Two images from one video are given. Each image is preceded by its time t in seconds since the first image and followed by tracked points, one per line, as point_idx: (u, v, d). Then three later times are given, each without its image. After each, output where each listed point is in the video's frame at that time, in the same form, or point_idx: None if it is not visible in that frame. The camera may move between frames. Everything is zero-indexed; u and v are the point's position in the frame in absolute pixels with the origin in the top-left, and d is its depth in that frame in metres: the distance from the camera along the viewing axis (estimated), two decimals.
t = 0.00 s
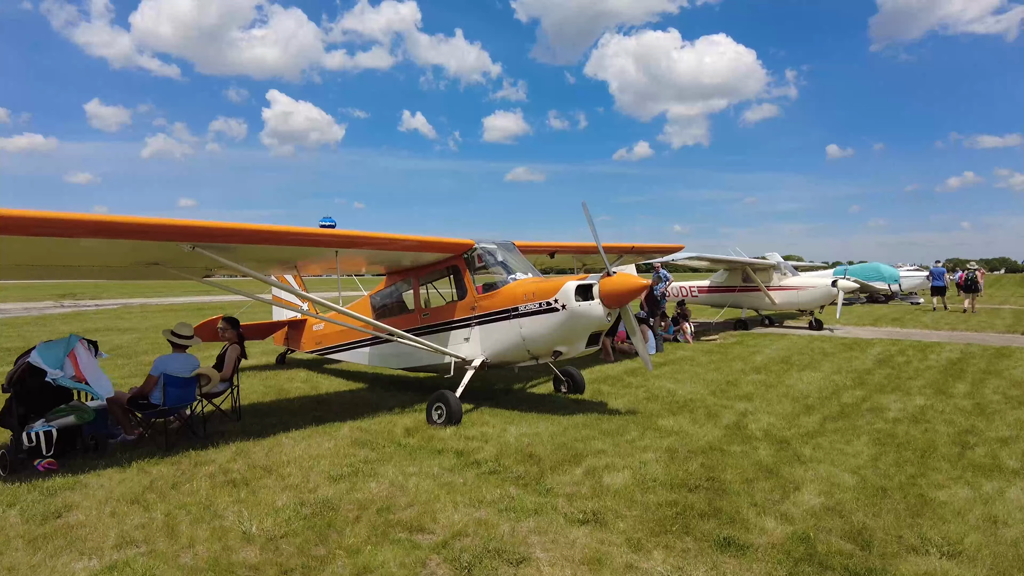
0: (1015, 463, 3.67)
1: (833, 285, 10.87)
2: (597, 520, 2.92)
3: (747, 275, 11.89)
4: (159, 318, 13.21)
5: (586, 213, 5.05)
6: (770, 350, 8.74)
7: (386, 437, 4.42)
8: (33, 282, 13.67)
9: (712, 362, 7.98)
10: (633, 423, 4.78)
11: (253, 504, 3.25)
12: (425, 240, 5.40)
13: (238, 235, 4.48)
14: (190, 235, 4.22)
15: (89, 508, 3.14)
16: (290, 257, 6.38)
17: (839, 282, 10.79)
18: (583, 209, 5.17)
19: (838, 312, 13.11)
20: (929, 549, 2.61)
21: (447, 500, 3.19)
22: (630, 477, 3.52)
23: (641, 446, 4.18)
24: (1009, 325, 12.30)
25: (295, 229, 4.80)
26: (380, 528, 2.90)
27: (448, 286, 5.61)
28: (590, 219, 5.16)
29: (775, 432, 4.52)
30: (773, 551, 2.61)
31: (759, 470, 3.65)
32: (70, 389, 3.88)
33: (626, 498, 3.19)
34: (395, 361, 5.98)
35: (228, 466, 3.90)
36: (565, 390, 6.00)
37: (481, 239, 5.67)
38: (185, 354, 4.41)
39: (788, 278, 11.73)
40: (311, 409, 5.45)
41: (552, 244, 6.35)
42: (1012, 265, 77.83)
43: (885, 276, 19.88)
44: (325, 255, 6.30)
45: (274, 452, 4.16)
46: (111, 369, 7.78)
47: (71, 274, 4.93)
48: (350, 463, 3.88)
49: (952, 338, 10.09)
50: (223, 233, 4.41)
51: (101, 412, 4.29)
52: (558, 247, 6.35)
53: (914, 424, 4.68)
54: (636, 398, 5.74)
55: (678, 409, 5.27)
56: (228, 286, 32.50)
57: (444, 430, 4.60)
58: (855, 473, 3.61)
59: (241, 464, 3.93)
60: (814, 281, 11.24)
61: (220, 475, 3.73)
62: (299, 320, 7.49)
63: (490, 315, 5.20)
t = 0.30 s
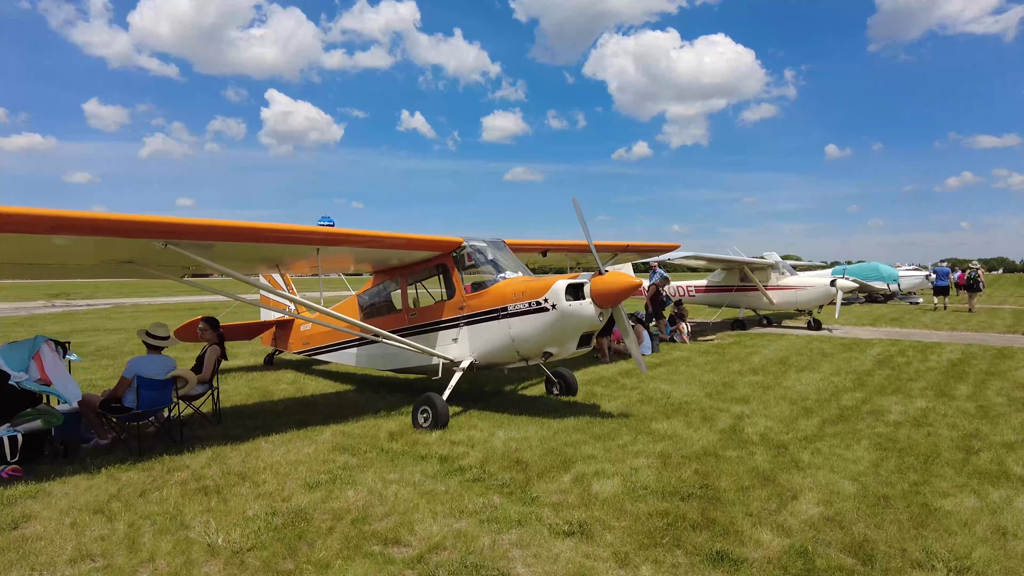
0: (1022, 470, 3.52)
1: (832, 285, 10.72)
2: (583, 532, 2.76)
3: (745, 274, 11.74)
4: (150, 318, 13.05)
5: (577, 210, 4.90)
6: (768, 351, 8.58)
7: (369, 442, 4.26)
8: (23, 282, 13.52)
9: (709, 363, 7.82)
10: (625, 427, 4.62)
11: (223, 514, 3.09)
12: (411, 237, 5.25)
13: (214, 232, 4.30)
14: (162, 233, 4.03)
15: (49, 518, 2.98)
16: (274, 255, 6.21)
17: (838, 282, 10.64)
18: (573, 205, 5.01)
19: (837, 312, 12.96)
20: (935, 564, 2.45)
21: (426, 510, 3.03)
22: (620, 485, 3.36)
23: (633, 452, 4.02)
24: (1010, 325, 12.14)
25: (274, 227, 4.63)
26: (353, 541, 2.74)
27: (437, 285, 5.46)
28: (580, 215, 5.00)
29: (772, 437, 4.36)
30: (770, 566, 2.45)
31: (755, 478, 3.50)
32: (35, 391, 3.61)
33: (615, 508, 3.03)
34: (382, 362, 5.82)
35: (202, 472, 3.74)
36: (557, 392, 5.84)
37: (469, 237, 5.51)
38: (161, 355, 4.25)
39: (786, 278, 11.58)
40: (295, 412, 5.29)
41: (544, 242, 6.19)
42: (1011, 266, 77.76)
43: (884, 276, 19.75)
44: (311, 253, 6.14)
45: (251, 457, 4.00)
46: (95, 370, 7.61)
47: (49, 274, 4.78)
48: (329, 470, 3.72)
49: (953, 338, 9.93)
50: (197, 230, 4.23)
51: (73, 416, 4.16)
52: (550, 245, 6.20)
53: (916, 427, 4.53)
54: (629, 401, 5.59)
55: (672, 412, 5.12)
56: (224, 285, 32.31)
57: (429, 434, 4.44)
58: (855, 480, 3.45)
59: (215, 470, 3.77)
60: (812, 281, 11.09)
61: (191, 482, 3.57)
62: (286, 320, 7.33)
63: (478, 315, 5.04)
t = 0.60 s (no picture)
0: None
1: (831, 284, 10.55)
2: (563, 546, 2.59)
3: (743, 274, 11.57)
4: (140, 318, 12.89)
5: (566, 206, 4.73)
6: (766, 351, 8.42)
7: (348, 447, 4.09)
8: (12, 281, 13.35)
9: (705, 364, 7.65)
10: (616, 431, 4.45)
11: (185, 525, 2.92)
12: (393, 233, 5.09)
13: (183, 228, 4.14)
14: (127, 230, 3.86)
15: None
16: (256, 254, 6.04)
17: (838, 281, 10.47)
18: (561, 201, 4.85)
19: (836, 312, 12.79)
20: None
21: (400, 522, 2.86)
22: (606, 495, 3.20)
23: (622, 457, 3.86)
24: (1013, 325, 11.96)
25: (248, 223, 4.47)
26: (319, 556, 2.58)
27: (422, 284, 5.29)
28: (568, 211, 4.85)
29: (768, 442, 4.19)
30: None
31: (749, 486, 3.33)
32: None
33: (599, 520, 2.86)
34: (368, 364, 5.65)
35: (170, 479, 3.57)
36: (548, 394, 5.67)
37: (456, 234, 5.36)
38: (132, 356, 4.09)
39: (784, 277, 11.41)
40: (276, 415, 5.12)
41: (534, 240, 6.03)
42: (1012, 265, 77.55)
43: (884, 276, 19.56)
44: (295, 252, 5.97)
45: (223, 463, 3.83)
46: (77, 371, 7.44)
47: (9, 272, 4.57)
48: (303, 477, 3.56)
49: (954, 339, 9.75)
50: (165, 226, 4.06)
51: (42, 419, 3.98)
52: (541, 243, 6.03)
53: (918, 431, 4.35)
54: (622, 404, 5.42)
55: (665, 416, 4.95)
56: (221, 285, 32.10)
57: (411, 439, 4.27)
58: (854, 489, 3.28)
59: (184, 477, 3.60)
60: (811, 280, 10.92)
61: (158, 489, 3.41)
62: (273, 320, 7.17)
63: (464, 315, 4.87)
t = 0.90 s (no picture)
0: None
1: (833, 282, 10.39)
2: (547, 562, 2.46)
3: (744, 272, 11.41)
4: (134, 316, 12.77)
5: (558, 202, 4.59)
6: (766, 351, 8.27)
7: (331, 453, 3.96)
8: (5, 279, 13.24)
9: (704, 364, 7.51)
10: (609, 436, 4.31)
11: (153, 536, 2.78)
12: (381, 231, 4.94)
13: (158, 227, 3.99)
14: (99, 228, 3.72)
15: None
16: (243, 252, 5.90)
17: (840, 279, 10.30)
18: (553, 197, 4.71)
19: (838, 311, 12.63)
20: None
21: (377, 535, 2.73)
22: (595, 505, 3.06)
23: (614, 464, 3.72)
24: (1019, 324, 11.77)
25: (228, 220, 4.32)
26: (289, 572, 2.44)
27: (412, 283, 5.16)
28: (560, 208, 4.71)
29: (767, 447, 4.05)
30: None
31: (745, 495, 3.19)
32: None
33: (587, 532, 2.73)
34: (357, 365, 5.52)
35: (144, 486, 3.44)
36: (541, 396, 5.54)
37: (447, 232, 5.22)
38: (111, 358, 3.95)
39: (786, 275, 11.26)
40: (261, 418, 4.99)
41: (528, 238, 5.89)
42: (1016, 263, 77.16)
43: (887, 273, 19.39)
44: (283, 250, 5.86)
45: (201, 470, 3.69)
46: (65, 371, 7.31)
47: None
48: (282, 485, 3.42)
49: (959, 338, 9.58)
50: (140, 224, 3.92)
51: (15, 424, 3.83)
52: (534, 241, 5.89)
53: (922, 436, 4.21)
54: (617, 406, 5.28)
55: (661, 419, 4.81)
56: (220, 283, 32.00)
57: (397, 444, 4.13)
58: (855, 498, 3.14)
59: (159, 484, 3.47)
60: (813, 278, 10.77)
61: (130, 497, 3.27)
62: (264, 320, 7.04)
63: (453, 315, 4.73)
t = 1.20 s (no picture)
0: None
1: (840, 281, 10.20)
2: None
3: (748, 270, 11.23)
4: (132, 314, 12.66)
5: (554, 197, 4.44)
6: (771, 351, 8.09)
7: (318, 457, 3.81)
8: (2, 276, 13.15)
9: (707, 364, 7.35)
10: (607, 439, 4.15)
11: (123, 545, 2.64)
12: (372, 226, 4.78)
13: (135, 222, 3.84)
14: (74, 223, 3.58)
15: None
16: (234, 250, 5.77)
17: (846, 278, 10.12)
18: (550, 192, 4.56)
19: (844, 310, 12.44)
20: None
21: (358, 547, 2.58)
22: (590, 514, 2.90)
23: (612, 469, 3.56)
24: None
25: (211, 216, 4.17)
26: None
27: (405, 281, 5.01)
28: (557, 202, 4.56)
29: (771, 451, 3.89)
30: None
31: (749, 504, 3.03)
32: None
33: (581, 544, 2.57)
34: (350, 365, 5.37)
35: (121, 491, 3.30)
36: (539, 397, 5.39)
37: (441, 228, 5.08)
38: (91, 357, 3.81)
39: (791, 273, 11.07)
40: (250, 419, 4.85)
41: (525, 233, 5.74)
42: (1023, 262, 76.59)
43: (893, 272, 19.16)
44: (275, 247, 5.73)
45: (182, 473, 3.55)
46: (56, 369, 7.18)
47: None
48: (264, 491, 3.28)
49: (968, 338, 9.38)
50: (115, 219, 3.77)
51: None
52: (532, 237, 5.74)
53: (934, 441, 4.03)
54: (616, 408, 5.12)
55: (661, 421, 4.66)
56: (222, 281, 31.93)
57: (387, 447, 3.98)
58: (865, 508, 2.97)
59: (137, 489, 3.33)
60: (819, 277, 10.58)
61: (104, 502, 3.12)
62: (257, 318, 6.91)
63: (447, 314, 4.58)
